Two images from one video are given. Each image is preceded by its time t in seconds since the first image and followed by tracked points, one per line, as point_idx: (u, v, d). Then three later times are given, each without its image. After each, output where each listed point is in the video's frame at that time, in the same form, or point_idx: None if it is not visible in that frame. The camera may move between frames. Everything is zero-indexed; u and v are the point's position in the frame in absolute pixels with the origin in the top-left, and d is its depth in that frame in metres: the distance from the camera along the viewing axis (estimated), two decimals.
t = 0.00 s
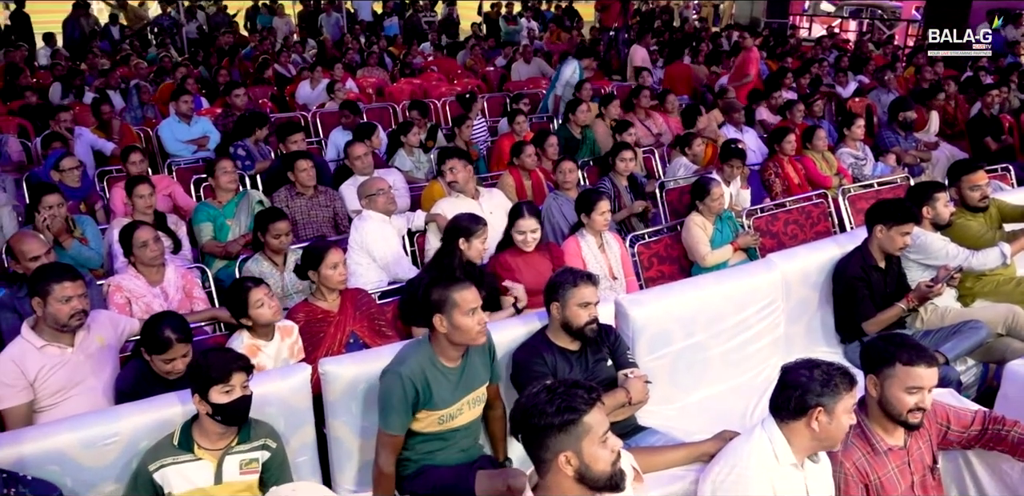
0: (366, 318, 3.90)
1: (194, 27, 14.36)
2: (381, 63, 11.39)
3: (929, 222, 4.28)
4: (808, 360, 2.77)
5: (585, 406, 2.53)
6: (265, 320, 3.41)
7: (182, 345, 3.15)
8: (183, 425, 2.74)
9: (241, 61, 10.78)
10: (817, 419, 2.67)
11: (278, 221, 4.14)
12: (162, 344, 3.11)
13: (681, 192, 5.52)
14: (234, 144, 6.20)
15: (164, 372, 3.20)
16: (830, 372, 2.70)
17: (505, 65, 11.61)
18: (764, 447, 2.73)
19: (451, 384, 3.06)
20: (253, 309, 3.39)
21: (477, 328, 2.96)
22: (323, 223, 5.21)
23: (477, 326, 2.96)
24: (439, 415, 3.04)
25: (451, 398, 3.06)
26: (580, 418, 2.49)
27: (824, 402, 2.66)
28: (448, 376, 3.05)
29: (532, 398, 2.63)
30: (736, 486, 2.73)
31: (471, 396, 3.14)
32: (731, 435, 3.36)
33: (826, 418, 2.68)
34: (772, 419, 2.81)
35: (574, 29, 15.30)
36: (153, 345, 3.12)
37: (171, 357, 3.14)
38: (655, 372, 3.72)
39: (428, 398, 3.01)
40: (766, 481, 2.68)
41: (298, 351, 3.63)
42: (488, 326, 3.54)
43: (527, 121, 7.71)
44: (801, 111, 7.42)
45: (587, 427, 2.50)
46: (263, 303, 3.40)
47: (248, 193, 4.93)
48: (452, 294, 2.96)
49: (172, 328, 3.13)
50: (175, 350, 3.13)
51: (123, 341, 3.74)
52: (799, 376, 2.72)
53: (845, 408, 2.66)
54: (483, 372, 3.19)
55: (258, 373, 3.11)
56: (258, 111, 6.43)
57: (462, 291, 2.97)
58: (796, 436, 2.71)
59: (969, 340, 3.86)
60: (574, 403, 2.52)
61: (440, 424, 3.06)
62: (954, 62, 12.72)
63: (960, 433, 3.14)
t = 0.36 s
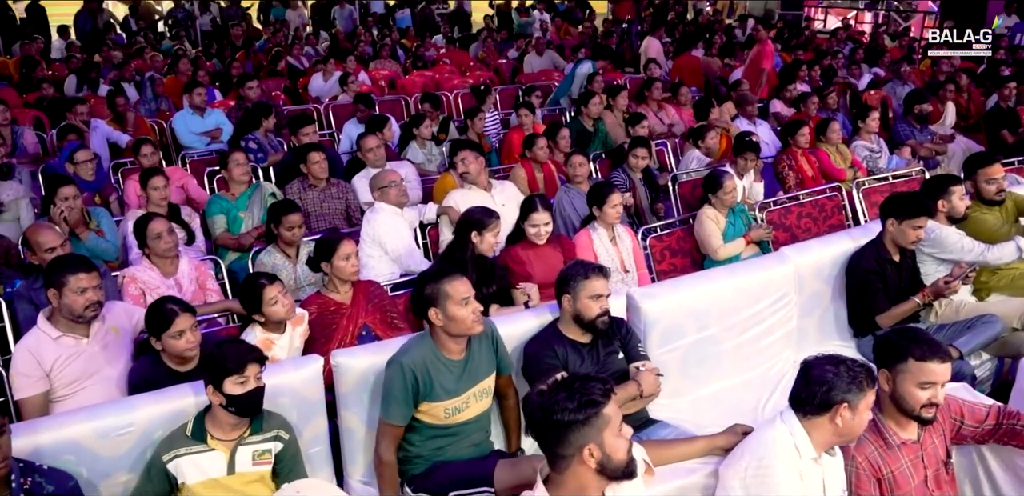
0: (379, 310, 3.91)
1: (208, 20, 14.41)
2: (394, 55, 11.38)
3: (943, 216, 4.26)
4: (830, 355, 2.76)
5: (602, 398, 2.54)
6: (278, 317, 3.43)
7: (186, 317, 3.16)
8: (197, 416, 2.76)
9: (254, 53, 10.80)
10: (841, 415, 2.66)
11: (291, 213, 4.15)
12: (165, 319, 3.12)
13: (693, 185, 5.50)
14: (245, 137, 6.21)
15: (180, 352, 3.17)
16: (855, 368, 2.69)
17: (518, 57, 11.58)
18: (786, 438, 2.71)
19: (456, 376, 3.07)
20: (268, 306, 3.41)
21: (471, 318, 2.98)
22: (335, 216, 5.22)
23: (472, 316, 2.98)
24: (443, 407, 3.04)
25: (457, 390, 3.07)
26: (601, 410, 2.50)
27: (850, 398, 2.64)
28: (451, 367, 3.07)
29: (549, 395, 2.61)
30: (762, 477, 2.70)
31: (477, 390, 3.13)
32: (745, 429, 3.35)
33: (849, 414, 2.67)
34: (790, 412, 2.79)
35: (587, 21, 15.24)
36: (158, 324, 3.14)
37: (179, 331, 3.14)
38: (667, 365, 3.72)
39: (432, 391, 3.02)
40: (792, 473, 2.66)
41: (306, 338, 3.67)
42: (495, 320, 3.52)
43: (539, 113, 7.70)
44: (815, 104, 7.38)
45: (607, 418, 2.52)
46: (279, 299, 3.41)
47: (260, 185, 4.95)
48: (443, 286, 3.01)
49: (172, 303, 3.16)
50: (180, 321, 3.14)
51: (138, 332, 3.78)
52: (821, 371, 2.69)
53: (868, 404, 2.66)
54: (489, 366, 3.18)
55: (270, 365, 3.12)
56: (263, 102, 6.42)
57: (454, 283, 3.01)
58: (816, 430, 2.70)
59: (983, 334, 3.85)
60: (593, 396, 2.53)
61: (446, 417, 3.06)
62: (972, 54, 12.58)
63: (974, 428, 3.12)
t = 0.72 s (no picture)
0: (382, 307, 3.91)
1: (212, 17, 14.45)
2: (398, 52, 11.39)
3: (948, 212, 4.26)
4: (838, 352, 2.75)
5: (607, 395, 2.55)
6: (294, 332, 3.39)
7: (181, 310, 3.16)
8: (201, 410, 2.77)
9: (259, 51, 10.82)
10: (849, 412, 2.65)
11: (295, 210, 4.16)
12: (159, 313, 3.13)
13: (698, 181, 5.48)
14: (249, 135, 6.23)
15: (178, 345, 3.17)
16: (864, 365, 2.69)
17: (521, 55, 11.57)
18: (794, 433, 2.69)
19: (449, 380, 3.06)
20: (286, 320, 3.36)
21: (467, 320, 2.97)
22: (339, 213, 5.23)
23: (468, 318, 2.97)
24: (437, 411, 3.04)
25: (450, 392, 3.06)
26: (606, 407, 2.50)
27: (858, 395, 2.64)
28: (443, 371, 3.06)
29: (555, 392, 2.61)
30: (777, 471, 2.67)
31: (472, 391, 3.13)
32: (750, 427, 3.34)
33: (857, 411, 2.66)
34: (797, 408, 2.78)
35: (591, 18, 15.22)
36: (153, 317, 3.15)
37: (174, 323, 3.15)
38: (670, 362, 3.71)
39: (423, 396, 3.01)
40: (803, 466, 2.65)
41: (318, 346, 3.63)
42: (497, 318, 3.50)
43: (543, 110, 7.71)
44: (819, 101, 7.36)
45: (612, 414, 2.52)
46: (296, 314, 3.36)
47: (265, 183, 4.95)
48: (438, 289, 2.99)
49: (169, 298, 3.18)
50: (175, 313, 3.14)
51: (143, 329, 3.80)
52: (829, 368, 2.68)
53: (876, 401, 2.66)
54: (484, 365, 3.18)
55: (276, 361, 3.14)
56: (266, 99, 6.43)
57: (449, 286, 2.99)
58: (823, 426, 2.69)
59: (988, 331, 3.83)
60: (598, 393, 2.53)
61: (443, 420, 3.06)
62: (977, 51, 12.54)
63: (978, 425, 3.11)
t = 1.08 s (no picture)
0: (396, 307, 3.92)
1: (230, 17, 14.57)
2: (414, 53, 11.42)
3: (967, 217, 4.22)
4: (852, 357, 2.72)
5: (622, 397, 2.55)
6: (328, 324, 3.42)
7: (195, 305, 3.19)
8: (212, 404, 2.79)
9: (276, 51, 10.88)
10: (862, 417, 2.63)
11: (311, 210, 4.18)
12: (173, 309, 3.18)
13: (713, 184, 5.47)
14: (266, 135, 6.27)
15: (193, 338, 3.21)
16: (877, 370, 2.66)
17: (537, 56, 11.58)
18: (805, 439, 2.68)
19: (457, 382, 3.06)
20: (320, 311, 3.39)
21: (476, 324, 2.97)
22: (354, 213, 5.25)
23: (477, 321, 2.97)
24: (444, 413, 3.04)
25: (459, 394, 3.06)
26: (622, 409, 2.51)
27: (871, 401, 2.62)
28: (452, 372, 3.06)
29: (570, 393, 2.61)
30: (782, 478, 2.68)
31: (482, 392, 3.12)
32: (764, 430, 3.32)
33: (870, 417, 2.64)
34: (810, 414, 2.76)
35: (607, 19, 15.19)
36: (169, 312, 3.20)
37: (190, 316, 3.18)
38: (685, 365, 3.70)
39: (431, 396, 3.02)
40: (811, 473, 2.64)
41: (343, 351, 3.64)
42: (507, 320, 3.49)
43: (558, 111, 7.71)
44: (836, 103, 7.32)
45: (627, 417, 2.52)
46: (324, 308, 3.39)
47: (280, 183, 5.01)
48: (449, 291, 2.98)
49: (183, 292, 3.23)
50: (190, 307, 3.18)
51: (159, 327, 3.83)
52: (842, 372, 2.67)
53: (890, 407, 2.63)
54: (493, 367, 3.17)
55: (286, 360, 3.14)
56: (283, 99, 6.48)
57: (459, 288, 2.98)
58: (835, 432, 2.67)
59: (1007, 337, 3.82)
60: (614, 395, 2.53)
61: (451, 422, 3.06)
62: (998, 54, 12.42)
63: (995, 431, 3.08)
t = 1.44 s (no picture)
0: (416, 307, 3.92)
1: (253, 18, 14.69)
2: (434, 53, 11.45)
3: (994, 221, 4.17)
4: (867, 359, 2.69)
5: (642, 399, 2.53)
6: (349, 306, 3.44)
7: (220, 296, 3.22)
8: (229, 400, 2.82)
9: (298, 52, 10.95)
10: (874, 421, 2.60)
11: (331, 210, 4.20)
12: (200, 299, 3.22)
13: (734, 186, 5.44)
14: (287, 135, 6.32)
15: (218, 329, 3.23)
16: (893, 373, 2.62)
17: (557, 56, 11.56)
18: (817, 444, 2.66)
19: (488, 377, 3.06)
20: (342, 292, 3.42)
21: (509, 319, 2.98)
22: (374, 213, 5.27)
23: (510, 316, 2.98)
24: (475, 408, 3.03)
25: (490, 389, 3.06)
26: (640, 411, 2.49)
27: (884, 404, 2.59)
28: (484, 368, 3.06)
29: (588, 394, 2.61)
30: (788, 481, 2.65)
31: (509, 390, 3.12)
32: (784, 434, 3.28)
33: (883, 420, 2.61)
34: (825, 418, 2.74)
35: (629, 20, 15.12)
36: (196, 304, 3.23)
37: (216, 307, 3.21)
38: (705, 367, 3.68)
39: (464, 391, 3.01)
40: (817, 476, 2.61)
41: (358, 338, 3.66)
42: (531, 319, 3.50)
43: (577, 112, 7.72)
44: (860, 104, 7.25)
45: (646, 420, 2.51)
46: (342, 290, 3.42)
47: (302, 182, 5.03)
48: (482, 285, 3.01)
49: (211, 284, 3.26)
50: (216, 298, 3.21)
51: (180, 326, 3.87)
52: (856, 375, 2.64)
53: (904, 411, 2.60)
54: (519, 365, 3.17)
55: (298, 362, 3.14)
56: (304, 100, 6.52)
57: (494, 282, 3.01)
58: (849, 434, 2.64)
59: None
60: (633, 397, 2.52)
61: (481, 418, 3.06)
62: None
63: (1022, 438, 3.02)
